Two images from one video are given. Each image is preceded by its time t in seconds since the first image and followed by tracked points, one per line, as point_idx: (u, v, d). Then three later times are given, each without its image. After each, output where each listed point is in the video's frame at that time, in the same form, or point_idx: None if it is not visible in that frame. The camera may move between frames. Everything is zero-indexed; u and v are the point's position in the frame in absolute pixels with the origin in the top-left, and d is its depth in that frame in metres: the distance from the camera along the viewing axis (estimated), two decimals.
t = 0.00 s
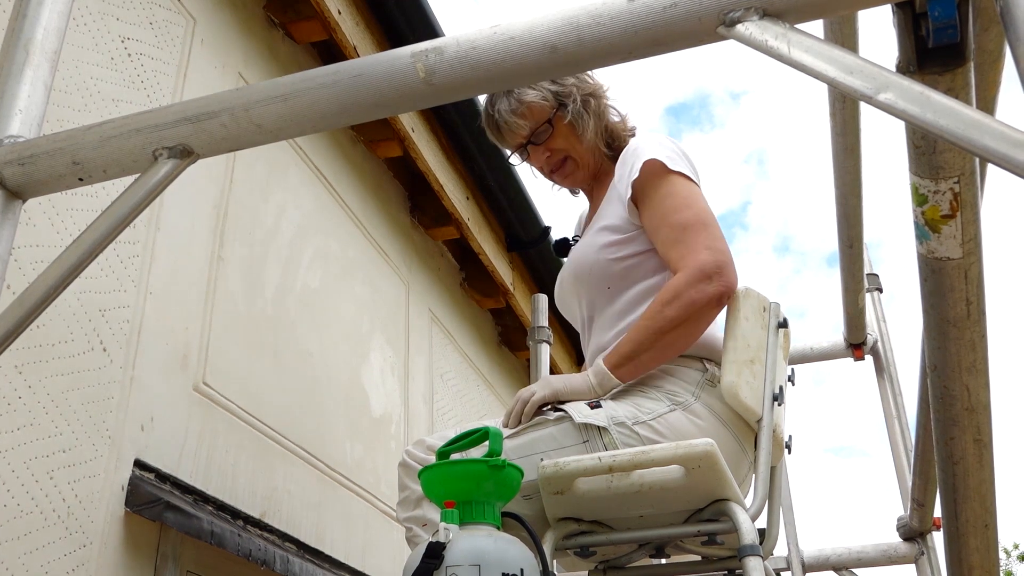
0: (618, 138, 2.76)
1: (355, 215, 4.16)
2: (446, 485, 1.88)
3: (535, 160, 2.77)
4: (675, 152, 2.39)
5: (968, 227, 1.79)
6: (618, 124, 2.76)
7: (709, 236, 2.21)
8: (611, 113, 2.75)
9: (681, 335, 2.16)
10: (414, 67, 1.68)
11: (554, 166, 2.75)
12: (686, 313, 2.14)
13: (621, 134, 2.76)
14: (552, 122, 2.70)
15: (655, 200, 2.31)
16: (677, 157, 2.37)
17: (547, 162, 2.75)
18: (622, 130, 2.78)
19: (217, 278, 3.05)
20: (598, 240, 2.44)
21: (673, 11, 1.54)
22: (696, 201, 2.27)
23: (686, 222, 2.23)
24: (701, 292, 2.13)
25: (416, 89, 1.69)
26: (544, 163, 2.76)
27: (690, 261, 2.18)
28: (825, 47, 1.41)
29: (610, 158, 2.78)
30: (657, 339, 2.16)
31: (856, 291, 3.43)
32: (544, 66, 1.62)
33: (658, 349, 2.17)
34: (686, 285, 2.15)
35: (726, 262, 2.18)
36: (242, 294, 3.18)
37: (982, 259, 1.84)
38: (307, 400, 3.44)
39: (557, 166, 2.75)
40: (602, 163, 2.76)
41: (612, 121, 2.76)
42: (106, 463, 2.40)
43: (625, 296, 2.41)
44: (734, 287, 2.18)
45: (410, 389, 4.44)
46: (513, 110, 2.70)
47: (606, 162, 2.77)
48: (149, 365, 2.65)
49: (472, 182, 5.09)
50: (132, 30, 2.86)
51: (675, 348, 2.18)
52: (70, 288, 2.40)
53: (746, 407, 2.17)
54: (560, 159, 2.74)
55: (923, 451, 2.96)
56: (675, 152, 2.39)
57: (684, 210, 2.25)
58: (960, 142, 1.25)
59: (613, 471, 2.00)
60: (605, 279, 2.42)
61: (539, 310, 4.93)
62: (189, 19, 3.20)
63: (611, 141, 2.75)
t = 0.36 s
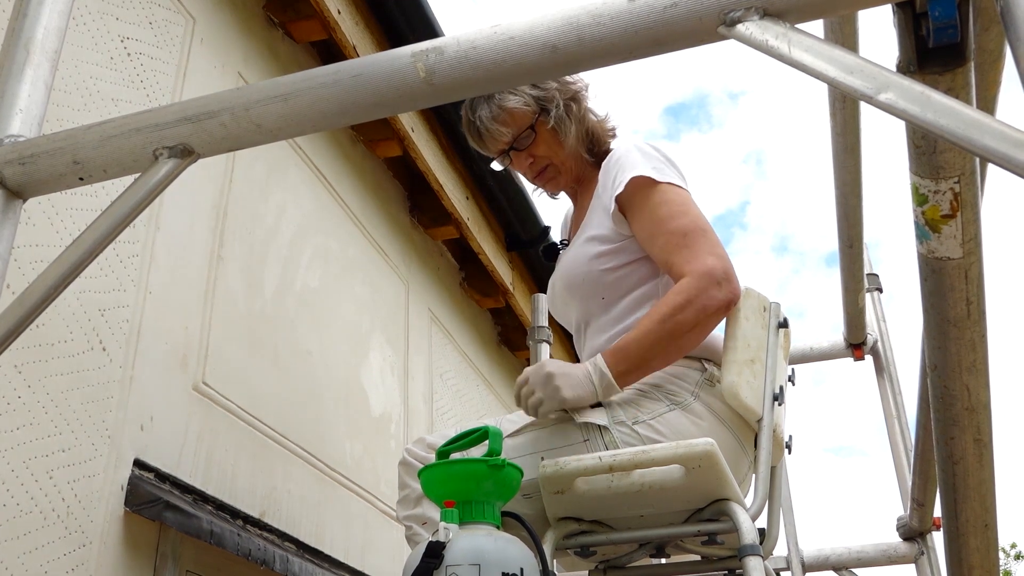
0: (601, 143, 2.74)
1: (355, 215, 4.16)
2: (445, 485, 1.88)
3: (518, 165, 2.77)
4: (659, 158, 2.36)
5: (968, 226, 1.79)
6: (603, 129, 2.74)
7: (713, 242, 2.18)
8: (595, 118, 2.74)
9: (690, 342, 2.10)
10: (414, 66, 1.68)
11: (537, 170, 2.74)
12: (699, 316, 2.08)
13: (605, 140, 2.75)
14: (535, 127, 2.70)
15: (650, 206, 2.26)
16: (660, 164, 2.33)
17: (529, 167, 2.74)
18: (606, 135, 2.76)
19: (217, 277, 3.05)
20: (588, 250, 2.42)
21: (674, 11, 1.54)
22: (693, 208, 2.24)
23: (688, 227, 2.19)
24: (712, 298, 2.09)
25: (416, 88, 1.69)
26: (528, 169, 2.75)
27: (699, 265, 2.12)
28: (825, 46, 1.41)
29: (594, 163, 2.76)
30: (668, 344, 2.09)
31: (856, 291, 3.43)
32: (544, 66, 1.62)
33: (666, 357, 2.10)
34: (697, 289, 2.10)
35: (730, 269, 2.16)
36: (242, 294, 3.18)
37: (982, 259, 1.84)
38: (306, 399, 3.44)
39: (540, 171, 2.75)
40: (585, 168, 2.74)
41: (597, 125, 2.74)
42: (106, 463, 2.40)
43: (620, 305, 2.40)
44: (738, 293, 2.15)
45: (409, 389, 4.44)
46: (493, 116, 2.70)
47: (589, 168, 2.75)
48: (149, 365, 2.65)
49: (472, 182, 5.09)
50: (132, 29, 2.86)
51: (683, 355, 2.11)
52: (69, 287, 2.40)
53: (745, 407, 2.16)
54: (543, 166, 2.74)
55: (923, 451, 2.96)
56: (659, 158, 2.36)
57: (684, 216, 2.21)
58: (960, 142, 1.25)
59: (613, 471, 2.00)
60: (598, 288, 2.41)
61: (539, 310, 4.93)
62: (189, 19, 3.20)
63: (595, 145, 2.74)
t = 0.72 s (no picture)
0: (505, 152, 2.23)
1: (355, 214, 4.16)
2: (446, 484, 1.88)
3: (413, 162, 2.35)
4: (571, 194, 1.95)
5: (968, 226, 1.79)
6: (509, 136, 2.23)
7: (612, 303, 1.85)
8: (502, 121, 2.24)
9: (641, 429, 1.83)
10: (414, 65, 1.68)
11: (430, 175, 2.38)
12: (637, 403, 1.81)
13: (511, 148, 2.23)
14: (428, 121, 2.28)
15: (551, 282, 1.93)
16: (579, 195, 1.96)
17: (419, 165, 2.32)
18: (514, 143, 2.24)
19: (217, 276, 3.05)
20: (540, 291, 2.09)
21: (673, 10, 1.53)
22: (584, 259, 1.88)
23: (601, 292, 1.85)
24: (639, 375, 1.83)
25: (416, 87, 1.68)
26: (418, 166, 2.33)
27: (612, 347, 1.81)
28: (825, 46, 1.41)
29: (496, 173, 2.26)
30: (635, 444, 1.79)
31: (856, 290, 3.43)
32: (544, 65, 1.62)
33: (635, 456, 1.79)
34: (614, 384, 1.80)
35: (633, 330, 1.85)
36: (242, 293, 3.18)
37: (981, 258, 1.84)
38: (306, 399, 3.44)
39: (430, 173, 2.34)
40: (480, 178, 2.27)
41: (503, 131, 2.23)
42: (106, 462, 2.40)
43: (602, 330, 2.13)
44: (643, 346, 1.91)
45: (409, 388, 4.44)
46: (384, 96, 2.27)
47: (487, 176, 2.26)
48: (149, 365, 2.65)
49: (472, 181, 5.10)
50: (132, 28, 2.86)
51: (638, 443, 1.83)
52: (70, 287, 2.40)
53: (745, 407, 2.16)
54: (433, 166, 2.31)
55: (923, 450, 2.96)
56: (570, 192, 1.96)
57: (577, 284, 1.86)
58: (959, 142, 1.25)
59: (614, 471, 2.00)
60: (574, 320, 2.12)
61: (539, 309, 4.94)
62: (189, 18, 3.20)
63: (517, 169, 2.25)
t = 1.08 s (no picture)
0: (399, 212, 2.34)
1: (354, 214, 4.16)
2: (445, 484, 1.88)
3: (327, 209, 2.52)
4: (485, 245, 1.97)
5: (967, 225, 1.79)
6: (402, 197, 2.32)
7: (544, 355, 1.85)
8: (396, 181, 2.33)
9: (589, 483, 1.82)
10: (413, 64, 1.68)
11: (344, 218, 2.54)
12: (579, 458, 1.81)
13: (405, 208, 2.33)
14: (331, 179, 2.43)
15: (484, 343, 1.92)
16: (488, 245, 1.98)
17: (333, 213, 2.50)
18: (406, 202, 2.33)
19: (217, 276, 3.05)
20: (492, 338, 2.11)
21: (673, 8, 1.53)
22: (512, 314, 1.89)
23: (532, 347, 1.85)
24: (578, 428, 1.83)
25: (415, 86, 1.68)
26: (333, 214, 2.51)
27: (546, 402, 1.82)
28: (825, 45, 1.40)
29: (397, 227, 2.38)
30: (581, 499, 1.77)
31: (856, 290, 3.43)
32: (543, 63, 1.62)
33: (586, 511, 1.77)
34: (556, 442, 1.81)
35: (568, 382, 1.85)
36: (241, 292, 3.18)
37: (981, 257, 1.84)
38: (306, 398, 3.44)
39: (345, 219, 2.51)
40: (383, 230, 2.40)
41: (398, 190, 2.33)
42: (105, 461, 2.40)
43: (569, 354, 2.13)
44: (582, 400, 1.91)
45: (409, 388, 4.44)
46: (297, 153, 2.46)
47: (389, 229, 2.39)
48: (148, 363, 2.65)
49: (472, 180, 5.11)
50: (132, 27, 2.87)
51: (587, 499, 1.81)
52: (70, 286, 2.40)
53: (744, 405, 2.15)
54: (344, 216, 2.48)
55: (922, 450, 2.96)
56: (482, 241, 1.99)
57: (508, 341, 1.87)
58: (960, 141, 1.25)
59: (613, 471, 1.98)
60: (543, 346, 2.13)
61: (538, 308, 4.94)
62: (188, 17, 3.20)
63: (411, 228, 2.36)
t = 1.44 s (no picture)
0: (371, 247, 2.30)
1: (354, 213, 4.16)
2: (443, 483, 1.88)
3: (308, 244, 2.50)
4: (467, 274, 1.95)
5: (965, 224, 1.79)
6: (372, 233, 2.28)
7: (531, 384, 1.84)
8: (366, 217, 2.29)
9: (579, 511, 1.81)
10: (412, 64, 1.68)
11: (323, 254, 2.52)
12: (570, 488, 1.80)
13: (376, 243, 2.29)
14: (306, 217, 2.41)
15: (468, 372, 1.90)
16: (471, 274, 1.95)
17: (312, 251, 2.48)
18: (376, 237, 2.29)
19: (217, 275, 3.05)
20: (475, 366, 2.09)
21: (670, 7, 1.53)
22: (497, 343, 1.86)
23: (518, 377, 1.84)
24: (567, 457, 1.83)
25: (413, 86, 1.68)
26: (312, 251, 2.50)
27: (536, 432, 1.81)
28: (823, 44, 1.40)
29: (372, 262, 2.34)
30: (573, 529, 1.76)
31: (855, 289, 3.44)
32: (542, 63, 1.62)
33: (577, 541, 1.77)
34: (548, 472, 1.80)
35: (556, 412, 1.84)
36: (241, 292, 3.18)
37: (979, 256, 1.84)
38: (305, 397, 3.44)
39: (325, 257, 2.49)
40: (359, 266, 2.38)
41: (368, 226, 2.29)
42: (105, 459, 2.40)
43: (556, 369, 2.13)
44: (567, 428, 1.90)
45: (409, 387, 4.44)
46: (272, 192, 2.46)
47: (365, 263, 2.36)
48: (148, 362, 2.65)
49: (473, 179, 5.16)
50: (132, 26, 2.87)
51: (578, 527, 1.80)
52: (70, 284, 2.41)
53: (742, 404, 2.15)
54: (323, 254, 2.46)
55: (921, 449, 2.97)
56: (463, 270, 1.96)
57: (494, 371, 1.84)
58: (958, 139, 1.25)
59: (610, 471, 1.98)
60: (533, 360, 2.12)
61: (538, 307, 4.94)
62: (188, 16, 3.20)
63: (386, 262, 2.31)
